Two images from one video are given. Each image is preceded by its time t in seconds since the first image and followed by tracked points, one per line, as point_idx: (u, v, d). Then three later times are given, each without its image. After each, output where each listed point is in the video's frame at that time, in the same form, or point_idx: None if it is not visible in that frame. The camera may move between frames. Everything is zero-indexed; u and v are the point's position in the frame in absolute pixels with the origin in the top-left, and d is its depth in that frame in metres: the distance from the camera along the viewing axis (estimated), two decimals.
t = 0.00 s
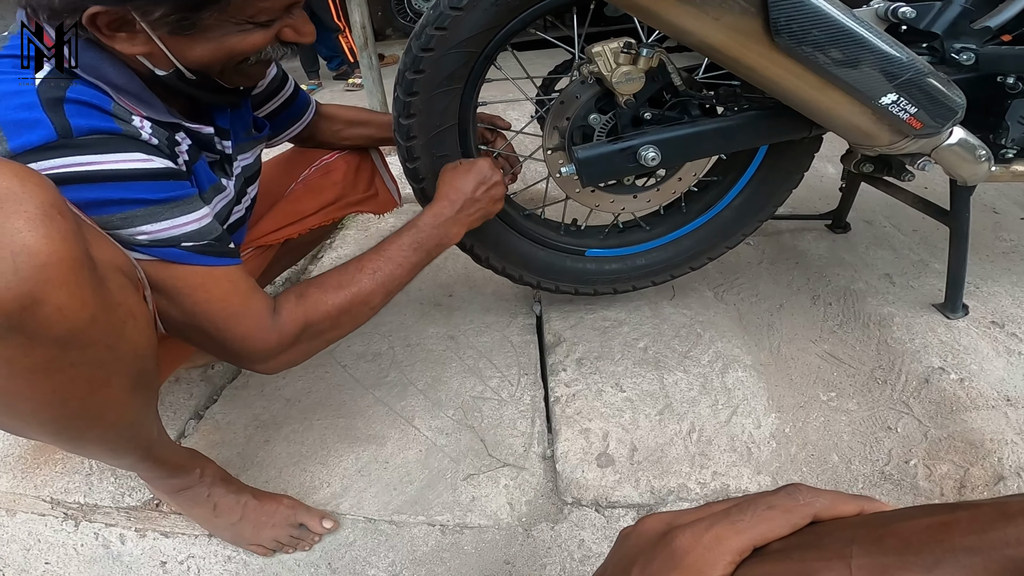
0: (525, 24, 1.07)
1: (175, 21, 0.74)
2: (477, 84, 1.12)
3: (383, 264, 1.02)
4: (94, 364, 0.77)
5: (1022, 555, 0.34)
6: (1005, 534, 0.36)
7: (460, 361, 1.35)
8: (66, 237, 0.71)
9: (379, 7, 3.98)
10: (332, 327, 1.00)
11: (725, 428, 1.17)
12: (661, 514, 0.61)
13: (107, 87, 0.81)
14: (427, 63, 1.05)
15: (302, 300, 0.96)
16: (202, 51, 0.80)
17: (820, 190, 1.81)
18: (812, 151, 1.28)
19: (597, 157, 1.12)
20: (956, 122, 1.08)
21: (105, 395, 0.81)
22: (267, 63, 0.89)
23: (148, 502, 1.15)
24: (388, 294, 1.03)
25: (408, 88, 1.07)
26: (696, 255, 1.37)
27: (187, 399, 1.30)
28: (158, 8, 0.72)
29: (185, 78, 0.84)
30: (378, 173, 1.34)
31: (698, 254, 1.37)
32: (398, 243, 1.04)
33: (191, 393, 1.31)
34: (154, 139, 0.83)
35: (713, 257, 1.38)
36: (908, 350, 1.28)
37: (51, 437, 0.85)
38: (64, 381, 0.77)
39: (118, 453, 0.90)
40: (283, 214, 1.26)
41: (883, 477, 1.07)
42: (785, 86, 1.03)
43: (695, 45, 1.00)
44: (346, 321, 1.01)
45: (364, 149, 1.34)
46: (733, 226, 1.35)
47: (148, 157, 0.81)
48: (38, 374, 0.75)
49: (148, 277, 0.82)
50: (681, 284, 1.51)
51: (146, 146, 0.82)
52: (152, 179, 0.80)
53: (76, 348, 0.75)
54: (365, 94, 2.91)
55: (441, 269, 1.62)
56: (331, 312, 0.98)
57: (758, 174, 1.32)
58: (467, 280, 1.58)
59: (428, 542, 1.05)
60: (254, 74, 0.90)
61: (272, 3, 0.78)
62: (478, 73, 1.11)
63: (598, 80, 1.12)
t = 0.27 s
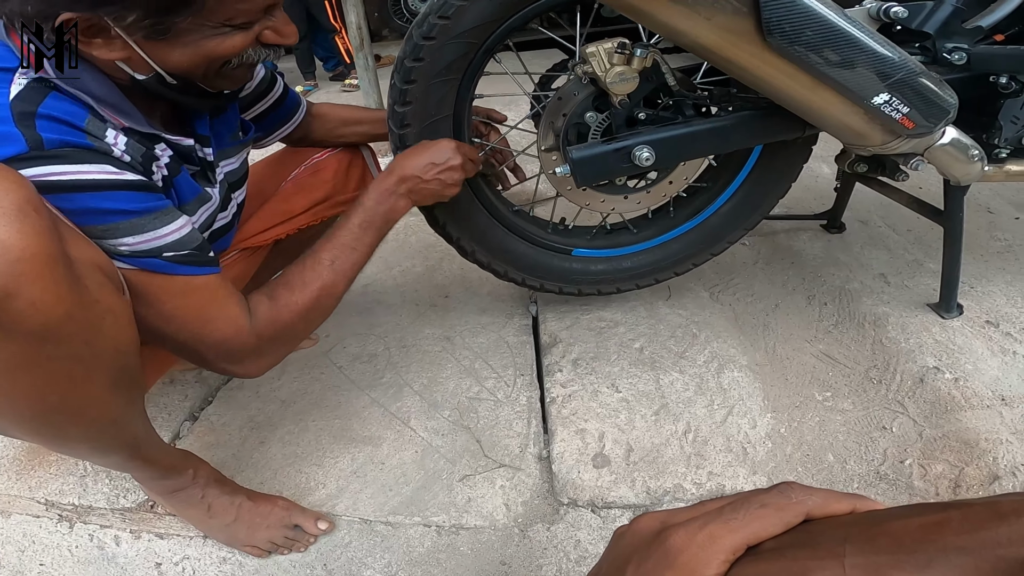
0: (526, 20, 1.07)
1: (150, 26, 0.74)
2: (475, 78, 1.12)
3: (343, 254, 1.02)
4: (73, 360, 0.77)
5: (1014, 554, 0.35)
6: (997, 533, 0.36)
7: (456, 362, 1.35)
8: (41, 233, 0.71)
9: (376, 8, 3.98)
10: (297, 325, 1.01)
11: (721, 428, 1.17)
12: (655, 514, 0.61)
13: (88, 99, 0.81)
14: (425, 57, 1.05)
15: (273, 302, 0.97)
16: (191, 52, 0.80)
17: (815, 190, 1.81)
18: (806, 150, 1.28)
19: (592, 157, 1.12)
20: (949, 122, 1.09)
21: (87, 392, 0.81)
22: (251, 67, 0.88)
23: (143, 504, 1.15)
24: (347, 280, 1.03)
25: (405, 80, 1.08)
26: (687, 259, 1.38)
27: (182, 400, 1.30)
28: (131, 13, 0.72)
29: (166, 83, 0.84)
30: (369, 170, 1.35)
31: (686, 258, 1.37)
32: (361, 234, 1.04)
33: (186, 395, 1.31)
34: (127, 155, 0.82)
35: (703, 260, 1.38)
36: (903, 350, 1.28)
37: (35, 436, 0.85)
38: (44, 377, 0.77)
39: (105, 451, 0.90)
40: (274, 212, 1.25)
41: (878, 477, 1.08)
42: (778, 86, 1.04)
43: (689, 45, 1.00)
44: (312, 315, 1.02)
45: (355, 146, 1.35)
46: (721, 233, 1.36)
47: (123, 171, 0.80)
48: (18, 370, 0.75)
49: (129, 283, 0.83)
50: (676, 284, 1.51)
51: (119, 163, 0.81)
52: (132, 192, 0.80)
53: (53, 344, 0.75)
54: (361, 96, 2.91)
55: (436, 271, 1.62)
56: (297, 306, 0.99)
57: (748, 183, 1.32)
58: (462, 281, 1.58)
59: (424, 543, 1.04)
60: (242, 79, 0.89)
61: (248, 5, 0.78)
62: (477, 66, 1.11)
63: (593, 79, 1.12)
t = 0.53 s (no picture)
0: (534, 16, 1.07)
1: (180, 24, 0.75)
2: (479, 76, 1.11)
3: (345, 304, 1.00)
4: (68, 367, 0.77)
5: (1018, 554, 0.35)
6: (1003, 533, 0.36)
7: (459, 362, 1.35)
8: (31, 240, 0.70)
9: (379, 8, 3.98)
10: (293, 364, 1.00)
11: (725, 429, 1.17)
12: (659, 514, 0.61)
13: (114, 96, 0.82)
14: (427, 58, 1.05)
15: (270, 339, 0.96)
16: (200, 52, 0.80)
17: (819, 190, 1.81)
18: (812, 150, 1.28)
19: (595, 157, 1.12)
20: (955, 122, 1.08)
21: (83, 398, 0.81)
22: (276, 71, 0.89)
23: (146, 503, 1.15)
24: (351, 329, 1.02)
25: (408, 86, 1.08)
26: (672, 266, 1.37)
27: (186, 399, 1.30)
28: (163, 11, 0.72)
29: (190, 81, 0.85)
30: (376, 172, 1.35)
31: (669, 265, 1.37)
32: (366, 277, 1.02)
33: (190, 394, 1.31)
34: (143, 162, 0.83)
35: (691, 268, 1.38)
36: (908, 350, 1.28)
37: (36, 440, 0.85)
38: (39, 384, 0.77)
39: (106, 455, 0.90)
40: (278, 213, 1.26)
41: (883, 477, 1.07)
42: (783, 86, 1.03)
43: (695, 46, 1.00)
44: (302, 360, 1.00)
45: (360, 146, 1.35)
46: (705, 242, 1.36)
47: (137, 180, 0.80)
48: (14, 377, 0.75)
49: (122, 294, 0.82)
50: (681, 285, 1.51)
51: (134, 169, 0.81)
52: (139, 205, 0.80)
53: (46, 351, 0.75)
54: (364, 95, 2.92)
55: (440, 270, 1.62)
56: (292, 349, 0.97)
57: (741, 196, 1.34)
58: (466, 280, 1.58)
59: (426, 543, 1.04)
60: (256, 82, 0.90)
61: (278, 8, 0.79)
62: (480, 66, 1.10)
63: (597, 79, 1.12)
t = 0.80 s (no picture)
0: (537, 14, 1.06)
1: (184, 25, 0.75)
2: (481, 73, 1.11)
3: (371, 293, 1.04)
4: (78, 367, 0.77)
5: (1018, 553, 0.35)
6: (1001, 531, 0.36)
7: (460, 361, 1.35)
8: (45, 240, 0.70)
9: (379, 7, 3.98)
10: (318, 352, 1.01)
11: (725, 428, 1.17)
12: (658, 513, 0.61)
13: (113, 98, 0.82)
14: (427, 56, 1.05)
15: (292, 330, 0.98)
16: (202, 50, 0.80)
17: (820, 189, 1.81)
18: (812, 149, 1.28)
19: (595, 155, 1.12)
20: (956, 122, 1.08)
21: (91, 398, 0.81)
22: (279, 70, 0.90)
23: (146, 502, 1.14)
24: (373, 320, 1.04)
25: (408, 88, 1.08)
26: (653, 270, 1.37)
27: (186, 398, 1.30)
28: (168, 12, 0.72)
29: (192, 81, 0.85)
30: (376, 173, 1.35)
31: (654, 270, 1.37)
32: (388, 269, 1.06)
33: (190, 393, 1.31)
34: (151, 162, 0.83)
35: (672, 275, 1.38)
36: (909, 349, 1.28)
37: (40, 441, 0.85)
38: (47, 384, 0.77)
39: (111, 455, 0.90)
40: (279, 214, 1.26)
41: (884, 476, 1.07)
42: (784, 84, 1.03)
43: (695, 44, 1.00)
44: (330, 348, 1.02)
45: (363, 149, 1.35)
46: (688, 249, 1.37)
47: (144, 180, 0.80)
48: (22, 377, 0.75)
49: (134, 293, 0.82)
50: (681, 283, 1.51)
51: (141, 169, 0.81)
52: (149, 203, 0.79)
53: (57, 351, 0.75)
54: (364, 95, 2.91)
55: (441, 269, 1.62)
56: (317, 337, 0.99)
57: (731, 206, 1.34)
58: (466, 279, 1.58)
59: (427, 542, 1.04)
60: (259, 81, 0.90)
61: (280, 8, 0.78)
62: (484, 61, 1.09)
63: (598, 78, 1.12)
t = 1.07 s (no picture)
0: (543, 10, 1.06)
1: (171, 22, 0.75)
2: (486, 68, 1.10)
3: (389, 284, 1.04)
4: (79, 363, 0.77)
5: (1021, 552, 0.34)
6: (1005, 531, 0.36)
7: (462, 360, 1.35)
8: (45, 235, 0.70)
9: (382, 5, 3.98)
10: (335, 342, 1.01)
11: (728, 427, 1.16)
12: (660, 512, 0.61)
13: (103, 97, 0.82)
14: (432, 54, 1.05)
15: (310, 319, 0.98)
16: (198, 47, 0.79)
17: (823, 189, 1.80)
18: (816, 147, 1.28)
19: (600, 154, 1.11)
20: (961, 122, 1.08)
21: (92, 394, 0.81)
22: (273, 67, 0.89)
23: (148, 500, 1.14)
24: (391, 312, 1.04)
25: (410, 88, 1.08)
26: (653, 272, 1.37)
27: (187, 396, 1.30)
28: (154, 8, 0.72)
29: (183, 78, 0.84)
30: (378, 170, 1.35)
31: (653, 270, 1.37)
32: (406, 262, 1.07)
33: (192, 391, 1.31)
34: (144, 155, 0.84)
35: (672, 275, 1.37)
36: (911, 350, 1.28)
37: (41, 437, 0.85)
38: (49, 381, 0.77)
39: (113, 452, 0.90)
40: (284, 212, 1.26)
41: (886, 477, 1.07)
42: (789, 84, 1.03)
43: (700, 43, 0.99)
44: (349, 337, 1.02)
45: (365, 147, 1.35)
46: (687, 251, 1.36)
47: (139, 172, 0.80)
48: (23, 373, 0.75)
49: (138, 287, 0.83)
50: (683, 283, 1.51)
51: (135, 161, 0.82)
52: (145, 194, 0.80)
53: (58, 347, 0.75)
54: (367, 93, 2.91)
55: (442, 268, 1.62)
56: (334, 327, 0.99)
57: (731, 208, 1.34)
58: (468, 278, 1.58)
59: (429, 540, 1.04)
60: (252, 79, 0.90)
61: (270, 4, 0.78)
62: (489, 56, 1.09)
63: (601, 77, 1.12)
